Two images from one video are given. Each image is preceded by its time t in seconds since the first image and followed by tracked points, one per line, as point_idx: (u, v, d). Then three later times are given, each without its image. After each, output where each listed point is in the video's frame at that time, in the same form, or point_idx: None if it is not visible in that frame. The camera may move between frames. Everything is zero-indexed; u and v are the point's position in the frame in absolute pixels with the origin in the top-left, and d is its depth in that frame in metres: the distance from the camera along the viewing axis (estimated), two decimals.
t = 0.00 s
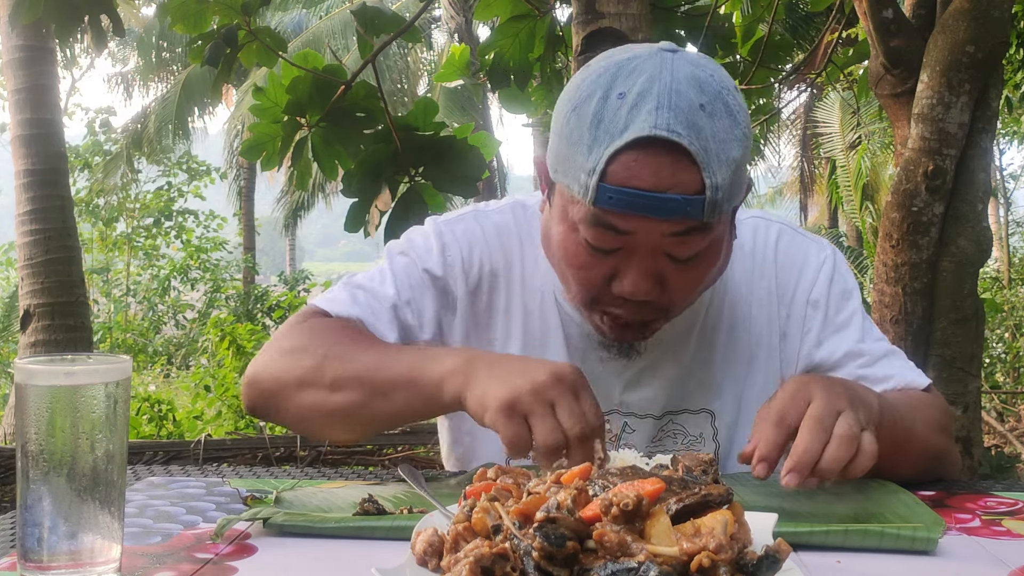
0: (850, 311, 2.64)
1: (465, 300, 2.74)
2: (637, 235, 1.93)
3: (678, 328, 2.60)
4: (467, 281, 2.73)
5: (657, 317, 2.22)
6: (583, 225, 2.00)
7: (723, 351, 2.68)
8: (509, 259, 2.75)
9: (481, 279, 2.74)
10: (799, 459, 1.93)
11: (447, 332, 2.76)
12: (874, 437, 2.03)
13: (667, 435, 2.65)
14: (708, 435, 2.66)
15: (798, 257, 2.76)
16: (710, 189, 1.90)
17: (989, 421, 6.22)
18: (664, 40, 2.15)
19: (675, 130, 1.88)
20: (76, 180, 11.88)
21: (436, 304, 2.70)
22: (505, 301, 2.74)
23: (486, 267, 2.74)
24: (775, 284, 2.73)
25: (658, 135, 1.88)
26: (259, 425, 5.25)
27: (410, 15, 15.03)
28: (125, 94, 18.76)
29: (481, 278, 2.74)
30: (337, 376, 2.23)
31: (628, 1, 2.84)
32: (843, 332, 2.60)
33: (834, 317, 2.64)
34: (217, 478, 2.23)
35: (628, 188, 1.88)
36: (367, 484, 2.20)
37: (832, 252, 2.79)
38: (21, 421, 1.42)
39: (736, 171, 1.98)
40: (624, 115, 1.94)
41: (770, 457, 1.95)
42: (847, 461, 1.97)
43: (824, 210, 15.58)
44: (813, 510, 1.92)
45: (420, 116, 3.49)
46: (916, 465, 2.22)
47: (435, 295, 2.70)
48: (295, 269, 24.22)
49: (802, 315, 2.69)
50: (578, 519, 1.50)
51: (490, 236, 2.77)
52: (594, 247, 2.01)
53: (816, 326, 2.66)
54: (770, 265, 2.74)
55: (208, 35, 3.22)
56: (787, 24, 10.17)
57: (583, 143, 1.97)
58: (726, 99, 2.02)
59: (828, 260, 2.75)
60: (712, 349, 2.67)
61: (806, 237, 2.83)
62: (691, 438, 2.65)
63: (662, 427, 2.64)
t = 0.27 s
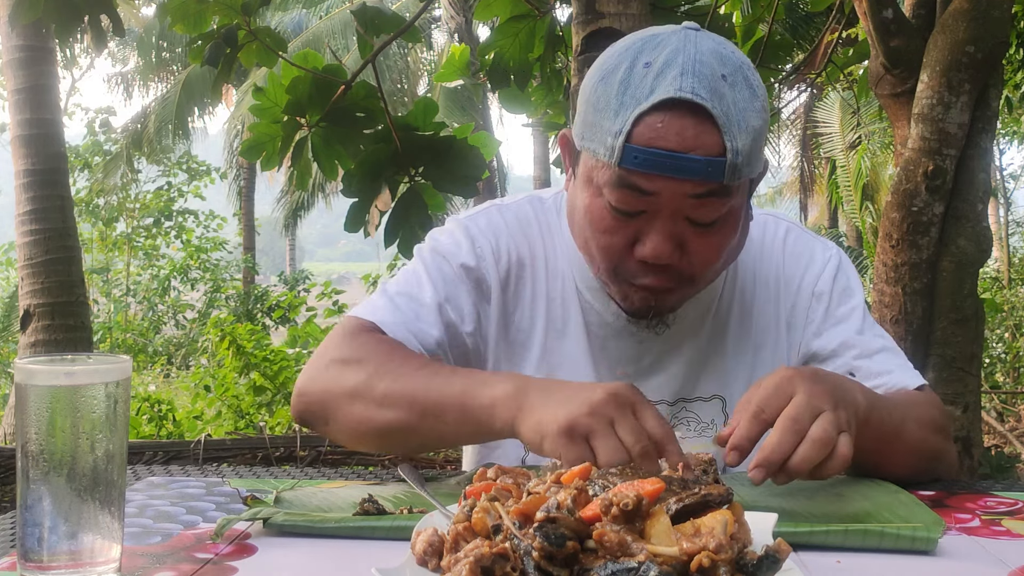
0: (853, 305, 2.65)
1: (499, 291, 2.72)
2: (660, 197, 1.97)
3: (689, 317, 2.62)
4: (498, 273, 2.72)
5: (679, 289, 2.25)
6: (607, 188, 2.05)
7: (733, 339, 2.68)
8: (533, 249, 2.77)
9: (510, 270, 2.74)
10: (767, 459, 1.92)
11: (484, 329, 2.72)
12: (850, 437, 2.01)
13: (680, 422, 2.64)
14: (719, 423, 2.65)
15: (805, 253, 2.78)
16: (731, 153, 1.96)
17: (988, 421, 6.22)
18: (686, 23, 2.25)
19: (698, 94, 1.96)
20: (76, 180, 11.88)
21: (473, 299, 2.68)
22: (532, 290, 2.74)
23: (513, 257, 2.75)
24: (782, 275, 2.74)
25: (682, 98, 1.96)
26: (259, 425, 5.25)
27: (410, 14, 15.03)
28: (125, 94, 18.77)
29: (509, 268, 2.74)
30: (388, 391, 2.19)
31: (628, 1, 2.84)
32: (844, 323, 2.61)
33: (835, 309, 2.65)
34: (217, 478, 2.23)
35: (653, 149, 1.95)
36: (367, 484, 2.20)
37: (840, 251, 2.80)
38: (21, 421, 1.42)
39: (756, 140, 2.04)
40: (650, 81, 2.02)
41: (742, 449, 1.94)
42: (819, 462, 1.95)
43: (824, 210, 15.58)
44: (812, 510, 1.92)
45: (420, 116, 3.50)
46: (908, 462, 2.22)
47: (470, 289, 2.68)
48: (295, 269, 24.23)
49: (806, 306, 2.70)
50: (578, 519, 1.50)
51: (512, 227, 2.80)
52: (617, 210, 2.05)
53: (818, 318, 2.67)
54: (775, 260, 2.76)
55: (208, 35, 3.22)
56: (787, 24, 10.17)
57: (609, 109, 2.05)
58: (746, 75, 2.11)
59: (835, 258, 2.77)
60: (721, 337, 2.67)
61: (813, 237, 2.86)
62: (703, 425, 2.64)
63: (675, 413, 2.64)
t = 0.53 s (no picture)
0: (851, 291, 2.66)
1: (504, 282, 2.72)
2: (665, 164, 2.02)
3: (691, 304, 2.62)
4: (503, 263, 2.72)
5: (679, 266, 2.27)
6: (613, 159, 2.09)
7: (733, 325, 2.68)
8: (539, 240, 2.77)
9: (516, 261, 2.74)
10: (734, 402, 1.85)
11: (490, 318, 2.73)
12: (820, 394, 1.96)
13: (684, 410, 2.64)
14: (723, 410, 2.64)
15: (803, 243, 2.78)
16: (735, 125, 2.02)
17: (988, 422, 6.22)
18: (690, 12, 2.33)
19: (704, 67, 2.04)
20: (76, 180, 11.87)
21: (478, 288, 2.69)
22: (538, 281, 2.74)
23: (519, 248, 2.75)
24: (779, 262, 2.74)
25: (689, 71, 2.04)
26: (258, 425, 5.24)
27: (409, 14, 15.02)
28: (124, 94, 18.77)
29: (515, 259, 2.74)
30: (378, 374, 2.18)
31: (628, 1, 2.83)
32: (840, 307, 2.61)
33: (831, 296, 2.65)
34: (217, 478, 2.23)
35: (660, 118, 2.01)
36: (367, 484, 2.20)
37: (836, 243, 2.81)
38: (21, 421, 1.42)
39: (759, 118, 2.11)
40: (658, 56, 2.09)
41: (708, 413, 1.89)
42: (789, 410, 1.89)
43: (824, 210, 15.58)
44: (812, 510, 1.91)
45: (420, 116, 3.50)
46: (898, 441, 2.22)
47: (476, 279, 2.69)
48: (295, 269, 24.22)
49: (803, 293, 2.69)
50: (578, 519, 1.50)
51: (518, 219, 2.80)
52: (622, 181, 2.09)
53: (815, 303, 2.67)
54: (773, 246, 2.76)
55: (208, 35, 3.23)
56: (787, 24, 10.17)
57: (617, 83, 2.11)
58: (749, 57, 2.17)
59: (832, 249, 2.77)
60: (722, 324, 2.68)
61: (811, 232, 2.86)
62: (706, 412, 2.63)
63: (678, 401, 2.64)
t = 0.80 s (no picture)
0: (834, 273, 2.61)
1: (499, 275, 2.75)
2: (642, 150, 2.06)
3: (680, 294, 2.61)
4: (499, 256, 2.75)
5: (663, 256, 2.27)
6: (593, 148, 2.13)
7: (719, 313, 2.66)
8: (534, 234, 2.79)
9: (510, 254, 2.77)
10: (679, 408, 1.83)
11: (485, 310, 2.75)
12: (769, 373, 1.92)
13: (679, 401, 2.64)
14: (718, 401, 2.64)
15: (790, 231, 2.75)
16: (709, 112, 2.06)
17: (988, 422, 6.22)
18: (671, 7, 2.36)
19: (677, 56, 2.08)
20: (76, 180, 11.87)
21: (474, 280, 2.72)
22: (532, 274, 2.76)
23: (513, 242, 2.78)
24: (763, 248, 2.71)
25: (663, 60, 2.08)
26: (258, 425, 5.24)
27: (410, 15, 15.02)
28: (124, 94, 18.77)
29: (510, 253, 2.77)
30: (368, 363, 2.19)
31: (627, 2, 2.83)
32: (821, 289, 2.57)
33: (813, 278, 2.62)
34: (217, 478, 2.23)
35: (635, 105, 2.05)
36: (367, 484, 2.20)
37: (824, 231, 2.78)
38: (21, 421, 1.42)
39: (736, 106, 2.13)
40: (634, 48, 2.14)
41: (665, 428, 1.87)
42: (735, 392, 1.85)
43: (824, 210, 15.58)
44: (812, 510, 1.91)
45: (420, 116, 3.50)
46: (876, 413, 2.15)
47: (471, 270, 2.72)
48: (295, 269, 24.22)
49: (786, 277, 2.66)
50: (578, 519, 1.50)
51: (513, 215, 2.82)
52: (602, 169, 2.13)
53: (797, 286, 2.64)
54: (758, 231, 2.74)
55: (208, 35, 3.22)
56: (788, 24, 10.16)
57: (595, 75, 2.16)
58: (726, 48, 2.20)
59: (820, 235, 2.74)
60: (709, 313, 2.67)
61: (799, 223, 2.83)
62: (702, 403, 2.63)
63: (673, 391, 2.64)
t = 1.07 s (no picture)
0: (829, 275, 2.60)
1: (492, 280, 2.75)
2: (629, 148, 2.06)
3: (674, 295, 2.60)
4: (491, 262, 2.76)
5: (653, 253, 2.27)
6: (580, 147, 2.14)
7: (715, 312, 2.66)
8: (526, 239, 2.80)
9: (503, 260, 2.78)
10: (661, 399, 1.83)
11: (480, 316, 2.76)
12: (757, 382, 1.89)
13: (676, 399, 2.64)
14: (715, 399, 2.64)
15: (785, 233, 2.74)
16: (694, 108, 2.06)
17: (989, 422, 6.22)
18: (660, 7, 2.37)
19: (661, 54, 2.09)
20: (76, 180, 11.87)
21: (467, 288, 2.72)
22: (525, 279, 2.77)
23: (506, 248, 2.78)
24: (759, 251, 2.71)
25: (648, 58, 2.09)
26: (258, 425, 5.24)
27: (410, 15, 15.02)
28: (124, 94, 18.77)
29: (503, 258, 2.77)
30: (353, 382, 2.19)
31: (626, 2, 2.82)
32: (816, 290, 2.56)
33: (808, 279, 2.60)
34: (217, 478, 2.23)
35: (620, 103, 2.06)
36: (366, 484, 2.20)
37: (822, 233, 2.77)
38: (21, 421, 1.42)
39: (722, 103, 2.14)
40: (620, 47, 2.15)
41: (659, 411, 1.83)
42: (719, 395, 1.82)
43: (824, 210, 15.58)
44: (812, 510, 1.91)
45: (420, 116, 3.50)
46: (872, 421, 2.15)
47: (464, 278, 2.72)
48: (295, 269, 24.22)
49: (781, 278, 2.65)
50: (578, 519, 1.50)
51: (506, 220, 2.84)
52: (589, 167, 2.13)
53: (793, 287, 2.62)
54: (754, 234, 2.74)
55: (208, 35, 3.22)
56: (788, 24, 10.17)
57: (582, 74, 2.17)
58: (713, 46, 2.20)
59: (817, 237, 2.73)
60: (704, 311, 2.67)
61: (794, 224, 2.82)
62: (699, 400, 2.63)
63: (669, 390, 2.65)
